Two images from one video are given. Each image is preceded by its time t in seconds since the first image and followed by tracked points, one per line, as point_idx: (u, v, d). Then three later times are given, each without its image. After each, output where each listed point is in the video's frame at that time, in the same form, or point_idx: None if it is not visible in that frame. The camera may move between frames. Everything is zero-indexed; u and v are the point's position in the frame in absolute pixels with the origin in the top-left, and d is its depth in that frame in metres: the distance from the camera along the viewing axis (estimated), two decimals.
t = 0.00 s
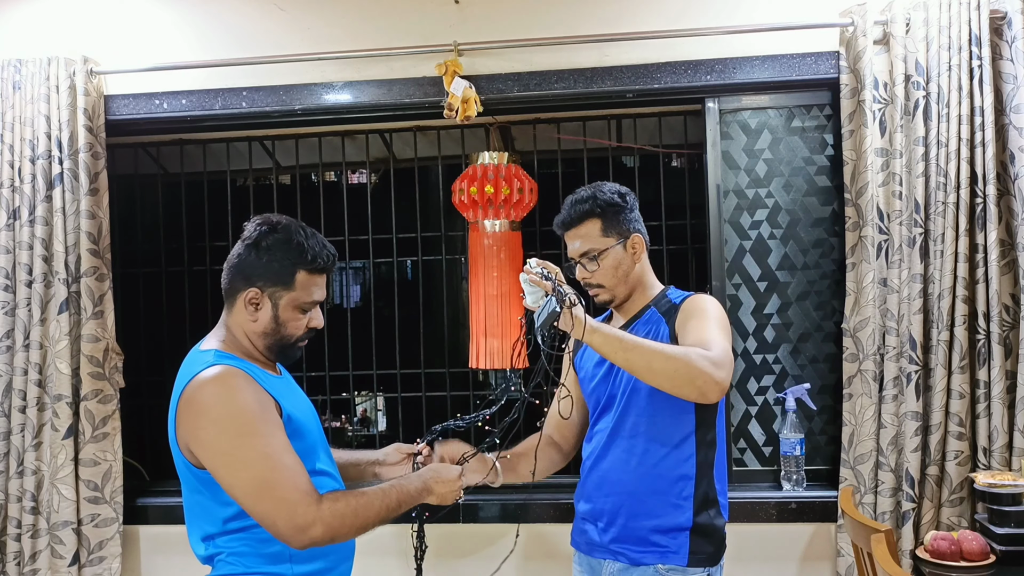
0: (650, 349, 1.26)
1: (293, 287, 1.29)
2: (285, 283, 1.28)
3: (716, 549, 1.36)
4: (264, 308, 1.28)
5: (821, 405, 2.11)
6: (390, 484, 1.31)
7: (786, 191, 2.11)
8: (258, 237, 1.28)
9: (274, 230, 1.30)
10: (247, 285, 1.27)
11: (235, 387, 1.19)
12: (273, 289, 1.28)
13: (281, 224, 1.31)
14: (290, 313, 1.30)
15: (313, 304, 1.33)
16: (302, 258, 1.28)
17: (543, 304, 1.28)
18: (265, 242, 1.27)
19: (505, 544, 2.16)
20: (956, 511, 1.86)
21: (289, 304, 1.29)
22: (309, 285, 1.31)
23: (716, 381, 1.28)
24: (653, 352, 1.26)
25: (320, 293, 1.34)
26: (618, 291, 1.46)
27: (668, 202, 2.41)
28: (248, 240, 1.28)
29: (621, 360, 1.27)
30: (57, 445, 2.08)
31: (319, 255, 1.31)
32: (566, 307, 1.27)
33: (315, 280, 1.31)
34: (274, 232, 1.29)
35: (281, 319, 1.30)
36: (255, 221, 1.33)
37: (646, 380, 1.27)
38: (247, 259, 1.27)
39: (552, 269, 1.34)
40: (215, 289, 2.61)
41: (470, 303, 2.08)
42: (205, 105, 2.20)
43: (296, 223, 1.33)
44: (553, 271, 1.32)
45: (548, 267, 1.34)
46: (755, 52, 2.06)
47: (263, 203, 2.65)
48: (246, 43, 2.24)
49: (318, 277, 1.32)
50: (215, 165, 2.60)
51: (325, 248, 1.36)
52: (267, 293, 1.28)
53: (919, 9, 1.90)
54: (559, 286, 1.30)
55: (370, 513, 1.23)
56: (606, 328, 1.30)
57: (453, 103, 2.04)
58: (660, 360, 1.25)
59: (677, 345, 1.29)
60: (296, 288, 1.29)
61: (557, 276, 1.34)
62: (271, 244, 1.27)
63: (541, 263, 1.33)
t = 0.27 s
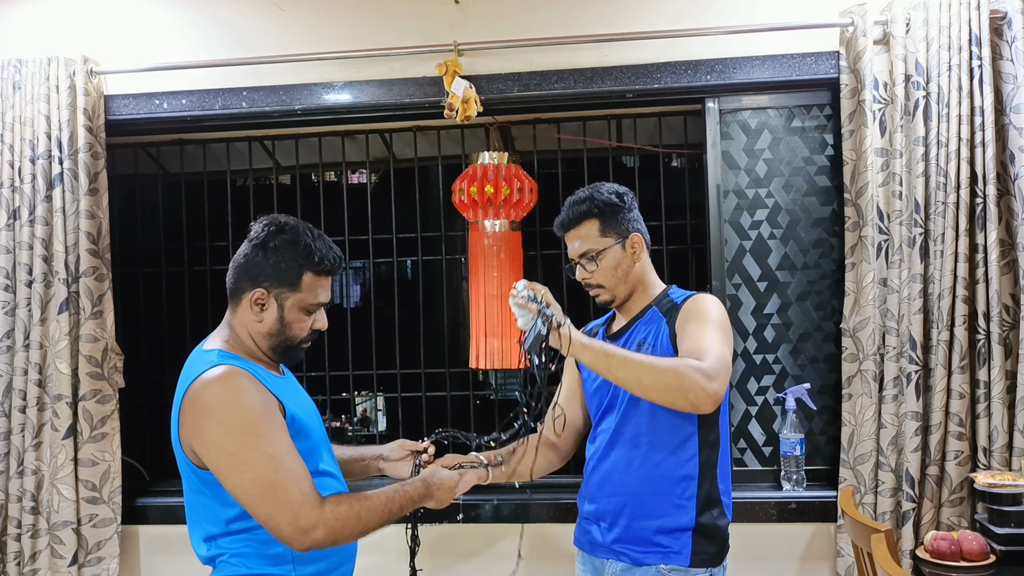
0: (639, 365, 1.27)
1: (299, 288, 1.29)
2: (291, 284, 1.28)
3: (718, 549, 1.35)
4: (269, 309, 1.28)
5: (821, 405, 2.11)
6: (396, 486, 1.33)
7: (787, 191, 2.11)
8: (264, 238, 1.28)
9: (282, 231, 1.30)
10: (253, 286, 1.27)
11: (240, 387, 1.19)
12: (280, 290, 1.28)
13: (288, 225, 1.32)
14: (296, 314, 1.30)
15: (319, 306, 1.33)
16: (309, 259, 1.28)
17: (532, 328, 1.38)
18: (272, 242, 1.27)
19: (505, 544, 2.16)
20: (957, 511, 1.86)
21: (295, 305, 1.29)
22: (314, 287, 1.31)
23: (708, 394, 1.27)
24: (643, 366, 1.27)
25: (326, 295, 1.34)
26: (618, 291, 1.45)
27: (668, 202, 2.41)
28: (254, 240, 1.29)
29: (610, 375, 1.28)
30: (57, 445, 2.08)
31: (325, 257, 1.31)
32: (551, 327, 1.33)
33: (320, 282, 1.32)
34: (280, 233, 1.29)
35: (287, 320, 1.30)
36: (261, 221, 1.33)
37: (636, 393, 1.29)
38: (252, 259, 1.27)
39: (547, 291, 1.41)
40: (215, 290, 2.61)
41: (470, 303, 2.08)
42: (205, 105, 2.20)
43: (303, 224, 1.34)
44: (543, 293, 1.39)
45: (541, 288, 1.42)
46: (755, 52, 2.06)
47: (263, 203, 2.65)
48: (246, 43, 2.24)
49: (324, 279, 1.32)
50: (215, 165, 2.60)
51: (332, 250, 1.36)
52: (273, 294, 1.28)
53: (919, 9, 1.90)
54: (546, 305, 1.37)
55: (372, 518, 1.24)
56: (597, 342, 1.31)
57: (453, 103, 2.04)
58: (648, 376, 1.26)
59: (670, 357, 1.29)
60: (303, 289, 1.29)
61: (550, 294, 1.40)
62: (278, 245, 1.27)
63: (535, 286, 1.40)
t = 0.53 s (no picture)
0: (635, 397, 1.26)
1: (300, 288, 1.29)
2: (292, 285, 1.28)
3: (719, 550, 1.35)
4: (270, 309, 1.28)
5: (821, 405, 2.11)
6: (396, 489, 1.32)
7: (786, 191, 2.11)
8: (265, 238, 1.28)
9: (283, 231, 1.30)
10: (253, 286, 1.27)
11: (241, 388, 1.19)
12: (281, 291, 1.28)
13: (290, 225, 1.32)
14: (297, 314, 1.30)
15: (320, 306, 1.33)
16: (310, 260, 1.28)
17: (527, 360, 1.35)
18: (273, 243, 1.27)
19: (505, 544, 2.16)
20: (957, 512, 1.86)
21: (296, 305, 1.29)
22: (315, 287, 1.31)
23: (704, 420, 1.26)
24: (640, 398, 1.26)
25: (326, 296, 1.34)
26: (618, 291, 1.45)
27: (668, 202, 2.41)
28: (255, 240, 1.29)
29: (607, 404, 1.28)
30: (57, 445, 2.08)
31: (326, 258, 1.31)
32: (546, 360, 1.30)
33: (322, 282, 1.31)
34: (283, 233, 1.29)
35: (288, 321, 1.30)
36: (263, 221, 1.33)
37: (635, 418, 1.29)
38: (253, 259, 1.27)
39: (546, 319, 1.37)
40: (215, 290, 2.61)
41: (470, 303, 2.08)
42: (205, 104, 2.20)
43: (305, 225, 1.34)
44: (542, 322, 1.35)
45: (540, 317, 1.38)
46: (755, 52, 2.06)
47: (263, 203, 2.65)
48: (246, 43, 2.24)
49: (325, 280, 1.32)
50: (215, 165, 2.60)
51: (333, 251, 1.36)
52: (274, 294, 1.28)
53: (919, 9, 1.90)
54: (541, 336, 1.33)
55: (371, 521, 1.23)
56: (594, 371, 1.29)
57: (453, 103, 2.04)
58: (643, 408, 1.26)
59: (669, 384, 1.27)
60: (304, 290, 1.29)
61: (550, 323, 1.36)
62: (280, 245, 1.27)
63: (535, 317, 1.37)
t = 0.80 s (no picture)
0: (654, 430, 1.27)
1: (298, 288, 1.29)
2: (291, 284, 1.28)
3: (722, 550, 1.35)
4: (269, 309, 1.28)
5: (821, 405, 2.11)
6: (394, 492, 1.32)
7: (786, 191, 2.11)
8: (263, 238, 1.28)
9: (280, 231, 1.30)
10: (253, 286, 1.27)
11: (240, 390, 1.19)
12: (280, 291, 1.28)
13: (287, 225, 1.32)
14: (296, 314, 1.30)
15: (319, 306, 1.33)
16: (309, 260, 1.28)
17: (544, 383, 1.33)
18: (270, 242, 1.28)
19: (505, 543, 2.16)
20: (957, 511, 1.86)
21: (295, 305, 1.29)
22: (314, 287, 1.31)
23: (727, 440, 1.28)
24: (660, 428, 1.28)
25: (325, 295, 1.34)
26: (617, 291, 1.45)
27: (668, 202, 2.41)
28: (252, 240, 1.29)
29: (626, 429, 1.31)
30: (57, 445, 2.08)
31: (324, 257, 1.31)
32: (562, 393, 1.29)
33: (320, 281, 1.31)
34: (281, 233, 1.29)
35: (287, 321, 1.30)
36: (260, 221, 1.33)
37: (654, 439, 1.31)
38: (251, 259, 1.27)
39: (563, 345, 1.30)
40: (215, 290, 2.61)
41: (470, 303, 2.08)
42: (206, 105, 2.20)
43: (302, 224, 1.34)
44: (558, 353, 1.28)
45: (560, 348, 1.29)
46: (755, 52, 2.06)
47: (263, 204, 2.65)
48: (246, 43, 2.24)
49: (323, 279, 1.32)
50: (215, 165, 2.60)
51: (331, 250, 1.36)
52: (273, 294, 1.28)
53: (919, 9, 1.90)
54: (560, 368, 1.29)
55: (369, 523, 1.23)
56: (612, 404, 1.28)
57: (453, 103, 2.04)
58: (664, 439, 1.28)
59: (691, 413, 1.26)
60: (303, 289, 1.29)
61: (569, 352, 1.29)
62: (276, 245, 1.27)
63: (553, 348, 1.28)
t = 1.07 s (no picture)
0: (677, 443, 1.27)
1: (299, 288, 1.29)
2: (291, 285, 1.28)
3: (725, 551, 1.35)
4: (270, 310, 1.28)
5: (821, 405, 2.11)
6: (389, 497, 1.32)
7: (786, 191, 2.11)
8: (260, 239, 1.28)
9: (278, 231, 1.30)
10: (253, 288, 1.27)
11: (240, 391, 1.19)
12: (280, 292, 1.27)
13: (285, 225, 1.31)
14: (297, 314, 1.30)
15: (319, 305, 1.33)
16: (309, 260, 1.28)
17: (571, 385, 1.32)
18: (268, 243, 1.27)
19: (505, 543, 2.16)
20: (957, 511, 1.86)
21: (296, 305, 1.29)
22: (314, 286, 1.31)
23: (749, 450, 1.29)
24: (682, 440, 1.27)
25: (325, 294, 1.34)
26: (617, 292, 1.45)
27: (668, 202, 2.41)
28: (250, 241, 1.29)
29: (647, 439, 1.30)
30: (57, 445, 2.08)
31: (322, 257, 1.31)
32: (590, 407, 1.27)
33: (319, 281, 1.31)
34: (279, 233, 1.29)
35: (288, 321, 1.30)
36: (257, 222, 1.33)
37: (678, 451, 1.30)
38: (250, 261, 1.27)
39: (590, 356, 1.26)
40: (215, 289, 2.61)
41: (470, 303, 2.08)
42: (205, 104, 2.20)
43: (299, 224, 1.34)
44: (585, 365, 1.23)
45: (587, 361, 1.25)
46: (755, 52, 2.06)
47: (263, 203, 2.65)
48: (246, 43, 2.24)
49: (323, 278, 1.32)
50: (215, 165, 2.60)
51: (330, 249, 1.36)
52: (273, 295, 1.27)
53: (919, 9, 1.90)
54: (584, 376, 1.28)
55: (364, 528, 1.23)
56: (636, 419, 1.27)
57: (453, 103, 2.04)
58: (686, 452, 1.28)
59: (714, 426, 1.26)
60: (303, 289, 1.29)
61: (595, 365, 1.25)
62: (274, 245, 1.27)
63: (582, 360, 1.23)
